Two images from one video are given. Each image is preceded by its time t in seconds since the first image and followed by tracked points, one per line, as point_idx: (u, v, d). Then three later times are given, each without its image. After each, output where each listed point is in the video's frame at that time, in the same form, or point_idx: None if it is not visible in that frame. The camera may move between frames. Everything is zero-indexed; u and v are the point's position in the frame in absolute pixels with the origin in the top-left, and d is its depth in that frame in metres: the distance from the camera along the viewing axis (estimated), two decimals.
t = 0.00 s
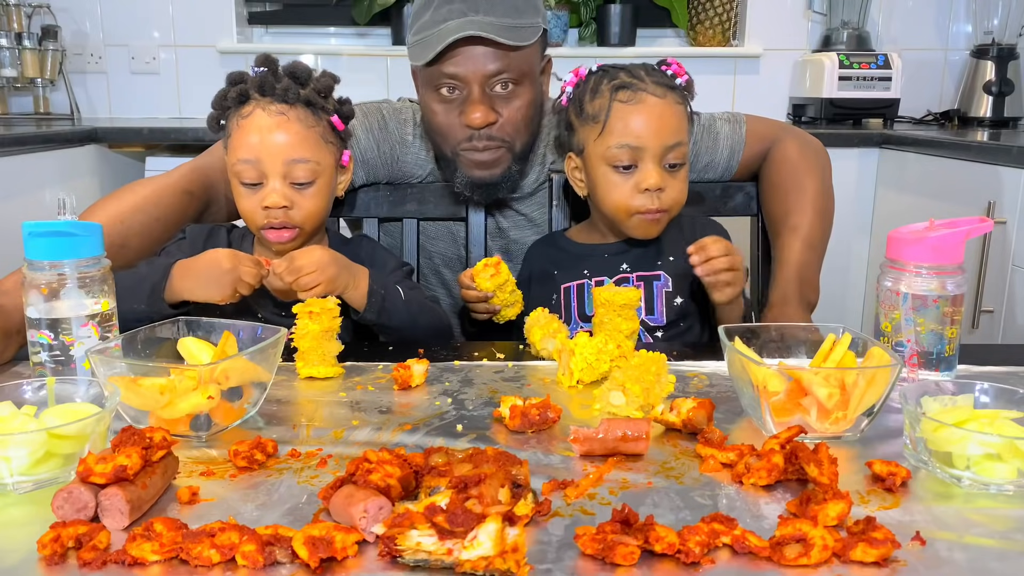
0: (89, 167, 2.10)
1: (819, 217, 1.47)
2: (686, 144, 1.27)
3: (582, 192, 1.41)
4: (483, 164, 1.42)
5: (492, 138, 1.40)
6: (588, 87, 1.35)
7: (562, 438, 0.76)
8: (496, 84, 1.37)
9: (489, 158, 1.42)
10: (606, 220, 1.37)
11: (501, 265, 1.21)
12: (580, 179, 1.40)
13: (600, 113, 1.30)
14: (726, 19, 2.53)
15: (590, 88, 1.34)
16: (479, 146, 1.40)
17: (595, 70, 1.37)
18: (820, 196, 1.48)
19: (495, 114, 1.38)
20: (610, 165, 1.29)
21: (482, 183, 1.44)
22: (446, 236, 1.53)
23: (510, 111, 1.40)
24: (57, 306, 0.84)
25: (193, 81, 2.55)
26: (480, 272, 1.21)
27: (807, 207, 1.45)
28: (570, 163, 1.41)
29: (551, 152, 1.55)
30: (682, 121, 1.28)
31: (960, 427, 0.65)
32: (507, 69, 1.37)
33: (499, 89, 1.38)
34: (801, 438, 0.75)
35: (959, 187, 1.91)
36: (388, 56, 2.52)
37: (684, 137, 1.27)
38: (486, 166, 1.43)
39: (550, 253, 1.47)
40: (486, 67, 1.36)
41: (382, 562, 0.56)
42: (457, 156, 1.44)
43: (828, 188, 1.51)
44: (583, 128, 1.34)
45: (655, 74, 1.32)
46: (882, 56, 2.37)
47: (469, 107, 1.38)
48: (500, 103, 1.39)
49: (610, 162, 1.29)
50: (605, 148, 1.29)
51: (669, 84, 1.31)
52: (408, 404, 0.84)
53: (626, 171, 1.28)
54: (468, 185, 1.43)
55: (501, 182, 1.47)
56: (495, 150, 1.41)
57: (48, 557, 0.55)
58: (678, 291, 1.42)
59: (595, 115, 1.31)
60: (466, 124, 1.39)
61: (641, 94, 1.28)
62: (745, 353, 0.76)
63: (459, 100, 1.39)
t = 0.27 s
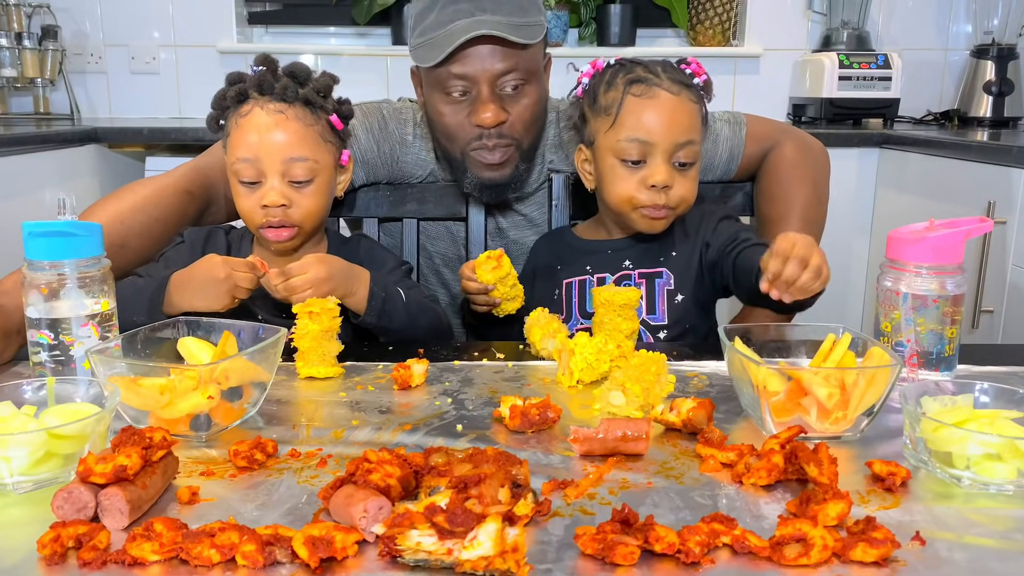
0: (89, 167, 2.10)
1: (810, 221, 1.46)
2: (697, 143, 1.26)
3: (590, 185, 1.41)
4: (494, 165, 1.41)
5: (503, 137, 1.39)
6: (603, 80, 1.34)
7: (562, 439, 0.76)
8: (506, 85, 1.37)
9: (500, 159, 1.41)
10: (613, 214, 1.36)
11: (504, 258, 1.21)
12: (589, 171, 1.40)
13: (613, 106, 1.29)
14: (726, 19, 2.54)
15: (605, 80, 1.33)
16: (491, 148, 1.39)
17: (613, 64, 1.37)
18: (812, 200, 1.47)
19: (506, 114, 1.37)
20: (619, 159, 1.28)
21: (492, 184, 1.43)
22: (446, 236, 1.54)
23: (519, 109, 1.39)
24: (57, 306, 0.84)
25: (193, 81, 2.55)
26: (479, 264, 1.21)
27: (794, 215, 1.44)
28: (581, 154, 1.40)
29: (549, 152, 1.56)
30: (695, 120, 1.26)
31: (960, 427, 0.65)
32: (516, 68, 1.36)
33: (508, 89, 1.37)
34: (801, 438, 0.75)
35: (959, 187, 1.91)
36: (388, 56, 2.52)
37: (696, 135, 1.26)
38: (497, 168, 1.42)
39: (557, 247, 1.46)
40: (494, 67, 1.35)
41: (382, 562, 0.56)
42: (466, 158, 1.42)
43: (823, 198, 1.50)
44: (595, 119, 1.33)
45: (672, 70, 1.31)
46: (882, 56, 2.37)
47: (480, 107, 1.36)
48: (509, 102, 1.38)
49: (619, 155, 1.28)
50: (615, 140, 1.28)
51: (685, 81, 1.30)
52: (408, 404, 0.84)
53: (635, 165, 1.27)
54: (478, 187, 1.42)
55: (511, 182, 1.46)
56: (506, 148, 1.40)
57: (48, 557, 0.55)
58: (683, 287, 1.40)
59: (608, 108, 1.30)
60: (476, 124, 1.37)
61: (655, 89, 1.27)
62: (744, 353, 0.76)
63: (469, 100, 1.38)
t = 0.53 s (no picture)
0: (89, 168, 2.10)
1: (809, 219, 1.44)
2: (713, 122, 1.22)
3: (607, 180, 1.39)
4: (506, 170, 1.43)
5: (518, 139, 1.40)
6: (610, 69, 1.32)
7: (562, 439, 0.76)
8: (513, 89, 1.36)
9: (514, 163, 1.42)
10: (631, 204, 1.33)
11: (507, 261, 1.20)
12: (604, 165, 1.38)
13: (621, 91, 1.27)
14: (726, 19, 2.53)
15: (612, 68, 1.32)
16: (506, 153, 1.40)
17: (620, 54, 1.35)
18: (812, 199, 1.46)
19: (518, 116, 1.37)
20: (632, 144, 1.25)
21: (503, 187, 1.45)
22: (446, 236, 1.54)
23: (528, 110, 1.39)
24: (57, 306, 0.84)
25: (193, 81, 2.55)
26: (484, 268, 1.20)
27: (793, 212, 1.44)
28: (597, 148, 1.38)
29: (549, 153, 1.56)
30: (708, 98, 1.24)
31: (960, 427, 0.65)
32: (524, 70, 1.36)
33: (516, 93, 1.37)
34: (801, 438, 0.75)
35: (959, 187, 1.91)
36: (388, 56, 2.52)
37: (710, 114, 1.23)
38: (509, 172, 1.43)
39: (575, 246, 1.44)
40: (501, 71, 1.34)
41: (382, 562, 0.56)
42: (479, 162, 1.43)
43: (823, 193, 1.49)
44: (606, 108, 1.31)
45: (680, 53, 1.29)
46: (882, 56, 2.37)
47: (492, 111, 1.36)
48: (518, 104, 1.38)
49: (631, 141, 1.25)
50: (626, 125, 1.25)
51: (694, 61, 1.27)
52: (408, 404, 0.84)
53: (649, 150, 1.24)
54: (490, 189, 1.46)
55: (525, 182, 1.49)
56: (519, 151, 1.41)
57: (48, 557, 0.55)
58: (701, 295, 1.35)
59: (616, 94, 1.28)
60: (489, 130, 1.37)
61: (663, 70, 1.25)
62: (744, 353, 0.76)
63: (480, 106, 1.37)
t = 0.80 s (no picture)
0: (89, 168, 2.10)
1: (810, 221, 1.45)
2: (732, 124, 1.22)
3: (621, 182, 1.39)
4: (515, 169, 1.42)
5: (526, 140, 1.39)
6: (627, 68, 1.31)
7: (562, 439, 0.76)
8: (520, 90, 1.36)
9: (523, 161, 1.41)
10: (646, 206, 1.33)
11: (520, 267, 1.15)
12: (620, 166, 1.37)
13: (637, 92, 1.27)
14: (726, 19, 2.53)
15: (629, 68, 1.31)
16: (516, 154, 1.40)
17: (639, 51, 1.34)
18: (812, 201, 1.46)
19: (527, 117, 1.38)
20: (648, 148, 1.25)
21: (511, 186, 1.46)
22: (445, 237, 1.54)
23: (535, 111, 1.39)
24: (57, 306, 0.84)
25: (193, 81, 2.55)
26: (496, 272, 1.16)
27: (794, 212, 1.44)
28: (612, 148, 1.38)
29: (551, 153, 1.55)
30: (728, 99, 1.23)
31: (960, 427, 0.65)
32: (530, 72, 1.36)
33: (523, 94, 1.37)
34: (801, 438, 0.75)
35: (959, 187, 1.91)
36: (388, 56, 2.52)
37: (730, 116, 1.22)
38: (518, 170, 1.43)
39: (589, 248, 1.44)
40: (509, 74, 1.35)
41: (382, 562, 0.56)
42: (489, 166, 1.43)
43: (824, 192, 1.50)
44: (622, 108, 1.31)
45: (700, 50, 1.28)
46: (882, 56, 2.37)
47: (501, 114, 1.36)
48: (526, 105, 1.38)
49: (648, 144, 1.24)
50: (642, 128, 1.25)
51: (714, 59, 1.26)
52: (408, 404, 0.84)
53: (665, 153, 1.24)
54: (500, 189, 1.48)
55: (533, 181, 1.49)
56: (529, 150, 1.41)
57: (48, 557, 0.55)
58: (716, 306, 1.35)
59: (632, 95, 1.28)
60: (499, 131, 1.37)
61: (681, 70, 1.24)
62: (744, 354, 0.76)
63: (488, 110, 1.37)
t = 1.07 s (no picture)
0: (89, 168, 2.10)
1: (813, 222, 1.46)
2: (734, 127, 1.21)
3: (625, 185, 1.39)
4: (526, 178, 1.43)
5: (533, 147, 1.40)
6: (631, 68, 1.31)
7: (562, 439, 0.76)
8: (523, 98, 1.36)
9: (533, 172, 1.42)
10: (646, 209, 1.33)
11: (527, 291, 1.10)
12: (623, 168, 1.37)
13: (639, 92, 1.27)
14: (726, 19, 2.52)
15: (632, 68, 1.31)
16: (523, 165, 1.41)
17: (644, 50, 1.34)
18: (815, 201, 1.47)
19: (532, 125, 1.38)
20: (649, 149, 1.25)
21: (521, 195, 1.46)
22: (446, 236, 1.53)
23: (538, 116, 1.39)
24: (57, 306, 0.84)
25: (193, 81, 2.55)
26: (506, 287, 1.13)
27: (801, 210, 1.45)
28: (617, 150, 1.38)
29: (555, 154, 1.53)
30: (729, 101, 1.22)
31: (960, 427, 0.65)
32: (530, 79, 1.36)
33: (525, 101, 1.37)
34: (801, 438, 0.75)
35: (959, 187, 1.91)
36: (388, 56, 2.52)
37: (731, 118, 1.22)
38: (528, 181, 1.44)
39: (590, 253, 1.43)
40: (510, 84, 1.35)
41: (382, 562, 0.56)
42: (497, 176, 1.42)
43: (826, 190, 1.51)
44: (625, 108, 1.31)
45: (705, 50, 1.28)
46: (882, 56, 2.37)
47: (507, 125, 1.37)
48: (530, 112, 1.38)
49: (648, 145, 1.24)
50: (643, 128, 1.25)
51: (719, 60, 1.26)
52: (408, 404, 0.84)
53: (665, 155, 1.23)
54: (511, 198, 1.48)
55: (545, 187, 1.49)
56: (536, 158, 1.42)
57: (48, 557, 0.55)
58: (718, 313, 1.35)
59: (634, 95, 1.28)
60: (506, 142, 1.37)
61: (683, 70, 1.24)
62: (744, 354, 0.76)
63: (494, 122, 1.37)
